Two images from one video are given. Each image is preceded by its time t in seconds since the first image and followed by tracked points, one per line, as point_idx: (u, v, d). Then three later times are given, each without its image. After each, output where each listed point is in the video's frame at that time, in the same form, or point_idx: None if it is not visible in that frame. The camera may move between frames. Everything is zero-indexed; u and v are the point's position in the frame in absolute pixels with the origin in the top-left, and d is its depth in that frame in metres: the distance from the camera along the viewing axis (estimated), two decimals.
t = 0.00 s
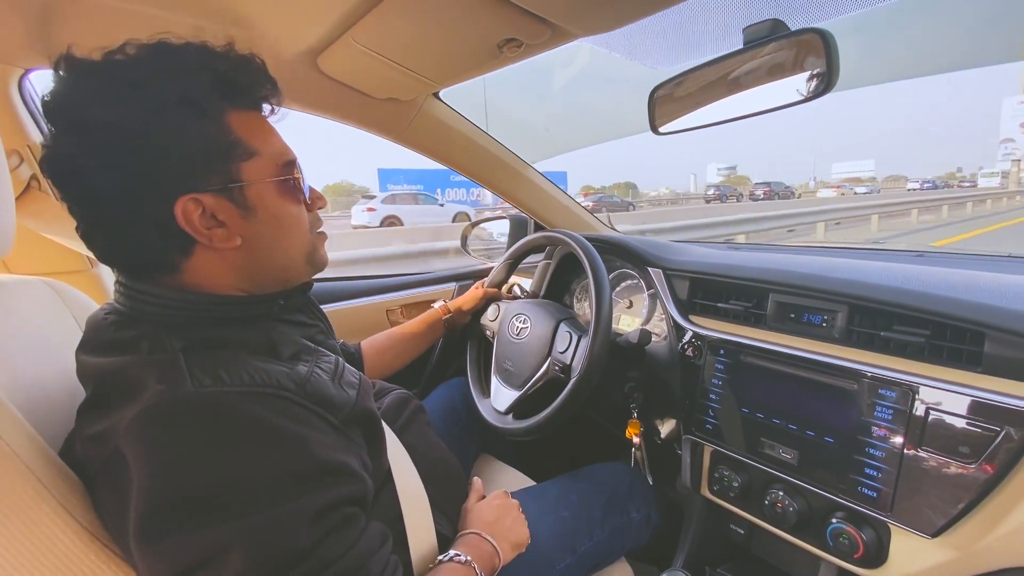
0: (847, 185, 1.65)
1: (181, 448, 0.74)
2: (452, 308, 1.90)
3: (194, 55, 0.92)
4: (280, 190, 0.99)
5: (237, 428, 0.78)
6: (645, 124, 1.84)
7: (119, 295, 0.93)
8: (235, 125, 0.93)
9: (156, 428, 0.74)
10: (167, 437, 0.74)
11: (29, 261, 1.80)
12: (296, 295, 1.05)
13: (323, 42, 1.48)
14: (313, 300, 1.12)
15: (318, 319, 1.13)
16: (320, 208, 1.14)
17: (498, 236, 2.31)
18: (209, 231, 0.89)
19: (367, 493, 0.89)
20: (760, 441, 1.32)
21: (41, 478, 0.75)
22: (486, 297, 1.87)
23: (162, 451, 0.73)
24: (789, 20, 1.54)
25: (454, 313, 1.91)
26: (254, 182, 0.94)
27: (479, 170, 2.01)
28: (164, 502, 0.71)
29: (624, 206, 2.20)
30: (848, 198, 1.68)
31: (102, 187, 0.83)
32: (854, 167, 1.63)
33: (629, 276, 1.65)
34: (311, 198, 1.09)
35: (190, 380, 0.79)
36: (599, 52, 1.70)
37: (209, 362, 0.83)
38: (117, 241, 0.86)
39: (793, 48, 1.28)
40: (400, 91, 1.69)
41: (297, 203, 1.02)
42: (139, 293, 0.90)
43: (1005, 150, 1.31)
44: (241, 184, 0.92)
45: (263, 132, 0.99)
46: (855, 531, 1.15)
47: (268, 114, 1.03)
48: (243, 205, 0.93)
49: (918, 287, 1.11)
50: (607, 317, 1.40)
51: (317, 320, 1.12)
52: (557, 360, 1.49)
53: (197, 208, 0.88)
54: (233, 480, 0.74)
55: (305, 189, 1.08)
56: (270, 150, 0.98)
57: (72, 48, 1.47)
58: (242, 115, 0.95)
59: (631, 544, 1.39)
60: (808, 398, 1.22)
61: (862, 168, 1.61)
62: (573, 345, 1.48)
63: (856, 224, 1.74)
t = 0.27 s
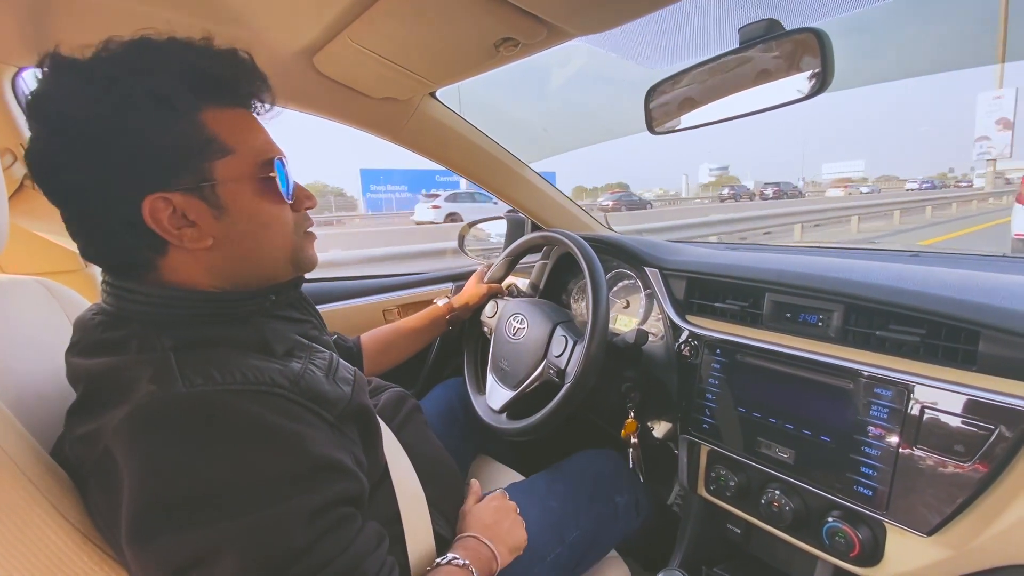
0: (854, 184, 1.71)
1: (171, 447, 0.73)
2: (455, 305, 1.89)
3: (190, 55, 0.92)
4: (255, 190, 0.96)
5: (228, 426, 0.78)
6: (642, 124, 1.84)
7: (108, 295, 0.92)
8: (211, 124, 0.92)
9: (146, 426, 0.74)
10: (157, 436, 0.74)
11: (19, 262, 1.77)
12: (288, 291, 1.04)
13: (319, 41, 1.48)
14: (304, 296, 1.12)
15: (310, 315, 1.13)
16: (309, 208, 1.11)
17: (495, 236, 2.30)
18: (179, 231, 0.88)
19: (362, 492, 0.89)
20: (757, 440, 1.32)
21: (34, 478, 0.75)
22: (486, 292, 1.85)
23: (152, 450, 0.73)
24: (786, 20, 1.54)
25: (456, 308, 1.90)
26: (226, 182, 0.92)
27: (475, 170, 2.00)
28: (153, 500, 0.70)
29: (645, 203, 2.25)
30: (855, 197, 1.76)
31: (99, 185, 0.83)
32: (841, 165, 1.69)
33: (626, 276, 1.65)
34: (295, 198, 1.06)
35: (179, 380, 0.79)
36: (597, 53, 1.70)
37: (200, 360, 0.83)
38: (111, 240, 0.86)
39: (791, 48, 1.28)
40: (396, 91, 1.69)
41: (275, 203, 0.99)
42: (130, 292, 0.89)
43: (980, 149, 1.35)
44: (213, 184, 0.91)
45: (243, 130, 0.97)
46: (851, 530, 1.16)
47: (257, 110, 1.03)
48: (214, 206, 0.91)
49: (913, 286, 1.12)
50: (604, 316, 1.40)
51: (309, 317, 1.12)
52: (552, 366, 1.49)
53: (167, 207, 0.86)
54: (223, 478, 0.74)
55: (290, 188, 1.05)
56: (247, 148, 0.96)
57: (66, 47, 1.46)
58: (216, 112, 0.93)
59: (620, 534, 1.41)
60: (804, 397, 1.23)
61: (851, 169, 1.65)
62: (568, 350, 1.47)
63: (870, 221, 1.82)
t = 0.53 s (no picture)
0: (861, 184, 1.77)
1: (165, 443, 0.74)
2: (457, 304, 1.88)
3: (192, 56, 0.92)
4: (197, 189, 0.92)
5: (221, 423, 0.78)
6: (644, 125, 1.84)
7: (107, 295, 0.92)
8: (152, 125, 0.91)
9: (140, 423, 0.75)
10: (150, 432, 0.74)
11: (17, 261, 1.76)
12: (282, 293, 1.04)
13: (321, 40, 1.48)
14: (299, 295, 1.12)
15: (305, 313, 1.13)
16: (279, 208, 1.05)
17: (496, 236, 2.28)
18: (126, 235, 0.89)
19: (356, 491, 0.89)
20: (758, 441, 1.32)
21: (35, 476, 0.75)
22: (485, 292, 1.84)
23: (144, 448, 0.73)
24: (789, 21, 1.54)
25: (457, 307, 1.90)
26: (165, 183, 0.90)
27: (476, 170, 2.00)
28: (149, 498, 0.70)
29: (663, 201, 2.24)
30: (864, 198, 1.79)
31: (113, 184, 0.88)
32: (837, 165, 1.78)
33: (628, 276, 1.65)
34: (254, 197, 0.99)
35: (173, 377, 0.79)
36: (600, 53, 1.70)
37: (192, 358, 0.83)
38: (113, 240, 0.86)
39: (795, 50, 1.28)
40: (398, 91, 1.69)
41: (223, 203, 0.94)
42: (128, 291, 0.90)
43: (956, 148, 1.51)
44: (151, 186, 0.89)
45: (191, 128, 0.94)
46: (854, 532, 1.16)
47: (238, 113, 1.04)
48: (153, 209, 0.89)
49: (916, 288, 1.12)
50: (607, 316, 1.40)
51: (306, 316, 1.12)
52: (552, 368, 1.49)
53: (115, 213, 0.88)
54: (217, 473, 0.74)
55: (251, 186, 0.99)
56: (189, 146, 0.93)
57: (67, 46, 1.46)
58: (156, 112, 0.91)
59: (615, 527, 1.41)
60: (805, 398, 1.23)
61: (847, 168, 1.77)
62: (571, 352, 1.47)
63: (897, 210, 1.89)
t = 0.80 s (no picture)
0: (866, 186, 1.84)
1: (152, 440, 0.72)
2: (452, 301, 1.86)
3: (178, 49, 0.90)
4: (241, 180, 0.95)
5: (213, 419, 0.76)
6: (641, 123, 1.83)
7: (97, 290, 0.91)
8: (193, 115, 0.90)
9: (128, 419, 0.73)
10: (139, 428, 0.73)
11: (9, 257, 1.74)
12: (277, 287, 1.03)
13: (315, 36, 1.47)
14: (296, 290, 1.11)
15: (299, 309, 1.11)
16: (293, 200, 1.10)
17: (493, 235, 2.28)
18: (165, 224, 0.86)
19: (346, 494, 0.88)
20: (753, 443, 1.31)
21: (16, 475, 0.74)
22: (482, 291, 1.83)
23: (134, 444, 0.71)
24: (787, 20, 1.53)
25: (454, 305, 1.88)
26: (213, 173, 0.91)
27: (473, 169, 2.00)
28: (130, 496, 0.69)
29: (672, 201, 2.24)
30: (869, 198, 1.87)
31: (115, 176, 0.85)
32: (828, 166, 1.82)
33: (624, 276, 1.64)
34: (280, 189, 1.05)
35: (167, 372, 0.78)
36: (597, 51, 1.69)
37: (186, 353, 0.82)
38: (98, 235, 0.85)
39: (791, 47, 1.27)
40: (394, 88, 1.68)
41: (263, 194, 0.98)
42: (116, 287, 0.88)
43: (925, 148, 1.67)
44: (198, 176, 0.89)
45: (226, 121, 0.95)
46: (848, 536, 1.15)
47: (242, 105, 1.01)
48: (203, 197, 0.89)
49: (912, 290, 1.10)
50: (602, 315, 1.40)
51: (301, 313, 1.11)
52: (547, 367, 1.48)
53: (152, 201, 0.85)
54: (207, 470, 0.73)
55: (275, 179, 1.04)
56: (233, 138, 0.95)
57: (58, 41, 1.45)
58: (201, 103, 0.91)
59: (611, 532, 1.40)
60: (801, 400, 1.22)
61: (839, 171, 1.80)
62: (565, 351, 1.46)
63: (920, 211, 1.90)
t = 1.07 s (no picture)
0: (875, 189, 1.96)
1: (154, 441, 0.73)
2: (456, 295, 1.87)
3: (183, 50, 0.91)
4: (258, 182, 0.97)
5: (214, 420, 0.77)
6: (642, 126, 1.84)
7: (101, 288, 0.92)
8: (212, 117, 0.93)
9: (132, 419, 0.74)
10: (142, 427, 0.73)
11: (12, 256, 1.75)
12: (280, 287, 1.03)
13: (319, 38, 1.47)
14: (297, 291, 1.11)
15: (301, 310, 1.11)
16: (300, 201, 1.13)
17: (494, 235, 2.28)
18: (188, 224, 0.88)
19: (347, 497, 0.88)
20: (752, 446, 1.31)
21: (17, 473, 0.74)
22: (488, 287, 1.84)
23: (138, 444, 0.72)
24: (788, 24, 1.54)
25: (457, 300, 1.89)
26: (233, 174, 0.94)
27: (474, 170, 2.00)
28: (133, 494, 0.70)
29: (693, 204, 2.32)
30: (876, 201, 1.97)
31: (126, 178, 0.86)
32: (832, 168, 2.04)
33: (623, 278, 1.65)
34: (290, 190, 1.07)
35: (171, 373, 0.79)
36: (598, 55, 1.70)
37: (190, 352, 0.82)
38: (100, 235, 0.85)
39: (791, 51, 1.27)
40: (396, 89, 1.68)
41: (276, 195, 1.01)
42: (119, 286, 0.88)
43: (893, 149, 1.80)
44: (219, 177, 0.91)
45: (242, 125, 0.98)
46: (847, 539, 1.15)
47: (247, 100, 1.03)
48: (224, 198, 0.92)
49: (911, 294, 1.11)
50: (601, 318, 1.40)
51: (302, 313, 1.11)
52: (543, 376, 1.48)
53: (176, 202, 0.87)
54: (207, 471, 0.73)
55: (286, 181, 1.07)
56: (250, 141, 0.98)
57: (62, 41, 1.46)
58: (219, 107, 0.94)
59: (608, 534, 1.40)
60: (800, 403, 1.22)
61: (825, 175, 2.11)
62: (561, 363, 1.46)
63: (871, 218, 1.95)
